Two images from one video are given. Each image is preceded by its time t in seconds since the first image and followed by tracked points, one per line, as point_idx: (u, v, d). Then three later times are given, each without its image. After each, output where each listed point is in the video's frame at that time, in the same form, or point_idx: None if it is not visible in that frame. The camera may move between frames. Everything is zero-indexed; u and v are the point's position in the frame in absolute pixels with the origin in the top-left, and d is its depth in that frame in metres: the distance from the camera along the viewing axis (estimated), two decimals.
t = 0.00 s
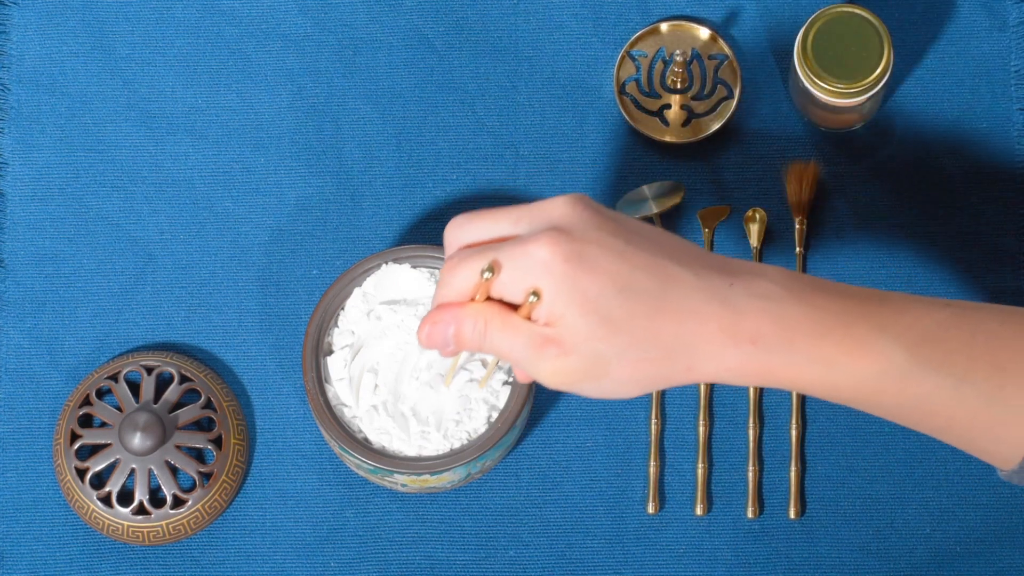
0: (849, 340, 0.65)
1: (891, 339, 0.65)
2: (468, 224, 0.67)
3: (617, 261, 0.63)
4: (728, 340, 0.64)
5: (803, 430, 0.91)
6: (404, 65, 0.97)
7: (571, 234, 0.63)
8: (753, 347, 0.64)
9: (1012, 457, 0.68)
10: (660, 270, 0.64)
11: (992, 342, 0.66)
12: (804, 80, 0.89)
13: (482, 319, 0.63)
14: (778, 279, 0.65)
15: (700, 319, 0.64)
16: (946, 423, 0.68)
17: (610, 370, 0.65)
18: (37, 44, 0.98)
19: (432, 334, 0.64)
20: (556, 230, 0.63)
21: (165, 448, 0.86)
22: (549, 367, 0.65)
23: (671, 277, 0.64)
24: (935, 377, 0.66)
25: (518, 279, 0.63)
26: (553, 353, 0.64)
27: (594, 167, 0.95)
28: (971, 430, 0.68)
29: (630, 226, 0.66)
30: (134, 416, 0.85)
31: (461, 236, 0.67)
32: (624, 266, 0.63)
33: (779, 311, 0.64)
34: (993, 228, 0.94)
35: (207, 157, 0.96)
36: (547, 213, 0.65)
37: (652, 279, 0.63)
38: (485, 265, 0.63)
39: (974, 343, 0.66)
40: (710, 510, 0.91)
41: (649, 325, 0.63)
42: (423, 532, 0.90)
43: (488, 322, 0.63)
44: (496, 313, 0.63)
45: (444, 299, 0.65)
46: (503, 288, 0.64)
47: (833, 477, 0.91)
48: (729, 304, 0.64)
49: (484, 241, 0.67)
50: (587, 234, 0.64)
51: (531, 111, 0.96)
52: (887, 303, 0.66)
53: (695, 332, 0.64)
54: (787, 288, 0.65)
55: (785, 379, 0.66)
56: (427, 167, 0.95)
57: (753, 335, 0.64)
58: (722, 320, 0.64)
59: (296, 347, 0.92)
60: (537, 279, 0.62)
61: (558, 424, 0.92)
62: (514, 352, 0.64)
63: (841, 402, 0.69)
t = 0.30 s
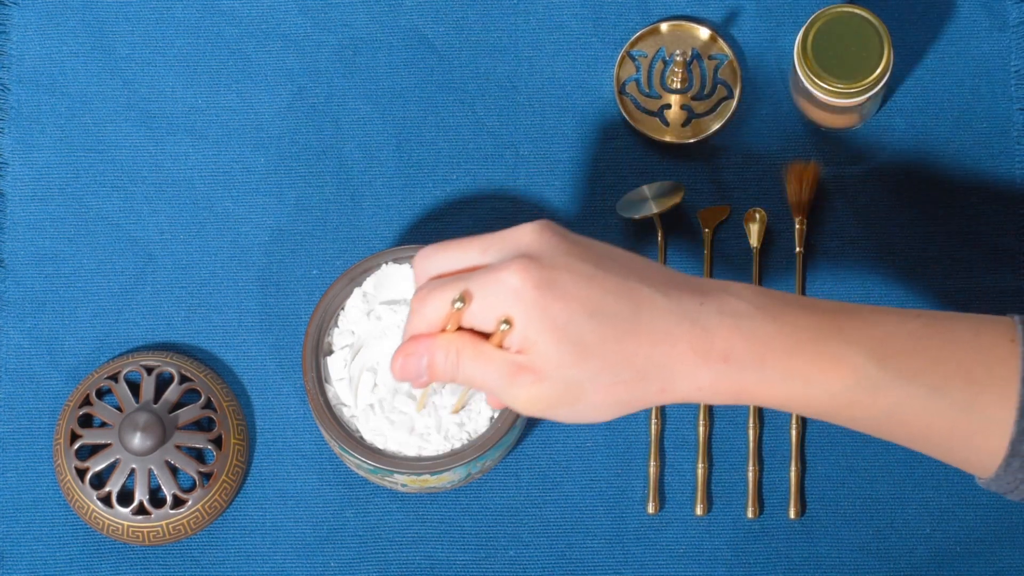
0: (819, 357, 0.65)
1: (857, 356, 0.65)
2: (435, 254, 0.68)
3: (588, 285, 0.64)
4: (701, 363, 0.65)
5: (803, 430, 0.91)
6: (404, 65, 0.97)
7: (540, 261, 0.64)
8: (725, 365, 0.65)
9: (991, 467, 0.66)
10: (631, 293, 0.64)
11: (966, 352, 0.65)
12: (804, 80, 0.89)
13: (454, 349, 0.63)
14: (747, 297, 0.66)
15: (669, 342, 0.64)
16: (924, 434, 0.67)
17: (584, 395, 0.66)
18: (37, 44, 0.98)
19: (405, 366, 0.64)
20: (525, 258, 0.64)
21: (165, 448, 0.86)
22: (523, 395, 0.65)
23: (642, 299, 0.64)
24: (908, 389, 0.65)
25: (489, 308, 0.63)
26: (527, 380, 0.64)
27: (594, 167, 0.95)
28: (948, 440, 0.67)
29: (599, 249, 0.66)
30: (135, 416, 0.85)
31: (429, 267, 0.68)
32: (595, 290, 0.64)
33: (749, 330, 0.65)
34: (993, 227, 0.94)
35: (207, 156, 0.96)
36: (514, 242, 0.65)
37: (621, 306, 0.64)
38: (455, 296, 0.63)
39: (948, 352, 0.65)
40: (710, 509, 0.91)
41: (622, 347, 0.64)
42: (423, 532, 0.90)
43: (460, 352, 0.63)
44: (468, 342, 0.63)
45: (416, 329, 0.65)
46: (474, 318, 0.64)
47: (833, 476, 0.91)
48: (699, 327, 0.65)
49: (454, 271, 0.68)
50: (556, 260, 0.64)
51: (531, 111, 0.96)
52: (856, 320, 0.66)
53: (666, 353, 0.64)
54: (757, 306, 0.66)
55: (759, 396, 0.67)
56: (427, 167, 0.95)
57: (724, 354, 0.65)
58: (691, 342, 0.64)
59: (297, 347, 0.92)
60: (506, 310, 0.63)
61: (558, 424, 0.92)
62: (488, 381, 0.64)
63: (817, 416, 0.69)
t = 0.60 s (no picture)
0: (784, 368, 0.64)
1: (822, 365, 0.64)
2: (395, 266, 0.68)
3: (546, 294, 0.64)
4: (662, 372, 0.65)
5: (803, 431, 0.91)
6: (404, 65, 0.97)
7: (500, 272, 0.64)
8: (685, 371, 0.65)
9: (956, 470, 0.64)
10: (590, 300, 0.64)
11: (927, 354, 0.63)
12: (804, 80, 0.89)
13: (416, 360, 0.63)
14: (706, 303, 0.66)
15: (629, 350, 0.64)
16: (889, 438, 0.65)
17: (547, 403, 0.66)
18: (37, 44, 0.98)
19: (367, 379, 0.63)
20: (486, 270, 0.63)
21: (165, 448, 0.86)
22: (487, 405, 0.65)
23: (600, 305, 0.64)
24: (870, 393, 0.64)
25: (451, 320, 0.63)
26: (490, 391, 0.64)
27: (594, 167, 0.95)
28: (913, 444, 0.65)
29: (560, 258, 0.66)
30: (135, 416, 0.85)
31: (389, 278, 0.68)
32: (554, 298, 0.64)
33: (708, 335, 0.64)
34: (993, 227, 0.94)
35: (207, 156, 0.96)
36: (476, 253, 0.65)
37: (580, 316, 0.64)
38: (416, 307, 0.63)
39: (908, 355, 0.64)
40: (710, 510, 0.91)
41: (582, 356, 0.64)
42: (422, 532, 0.90)
43: (422, 363, 0.63)
44: (430, 354, 0.63)
45: (378, 341, 0.65)
46: (436, 330, 0.64)
47: (833, 477, 0.91)
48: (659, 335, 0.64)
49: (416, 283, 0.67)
50: (517, 271, 0.64)
51: (531, 111, 0.96)
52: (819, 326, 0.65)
53: (628, 361, 0.64)
54: (716, 312, 0.65)
55: (724, 405, 0.66)
56: (427, 167, 0.95)
57: (686, 360, 0.64)
58: (651, 350, 0.64)
59: (297, 347, 0.92)
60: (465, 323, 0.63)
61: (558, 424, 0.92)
62: (451, 392, 0.64)
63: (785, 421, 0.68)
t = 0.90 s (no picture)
0: (762, 342, 0.64)
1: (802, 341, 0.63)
2: (375, 231, 0.66)
3: (525, 266, 0.64)
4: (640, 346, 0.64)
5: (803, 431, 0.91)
6: (404, 65, 0.97)
7: (479, 241, 0.64)
8: (662, 348, 0.64)
9: (933, 452, 0.64)
10: (569, 275, 0.64)
11: (906, 335, 0.64)
12: (804, 80, 0.89)
13: (393, 325, 0.64)
14: (686, 279, 0.65)
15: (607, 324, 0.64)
16: (865, 417, 0.65)
17: (522, 376, 0.65)
18: (37, 44, 0.98)
19: (344, 342, 0.65)
20: (465, 239, 0.63)
21: (165, 448, 0.86)
22: (463, 375, 0.65)
23: (579, 280, 0.64)
24: (849, 372, 0.63)
25: (429, 288, 0.63)
26: (466, 360, 0.64)
27: (594, 167, 0.95)
28: (889, 424, 0.65)
29: (540, 232, 0.66)
30: (135, 416, 0.85)
31: (368, 243, 0.67)
32: (533, 271, 0.63)
33: (687, 311, 0.64)
34: (993, 227, 0.94)
35: (207, 156, 0.96)
36: (455, 222, 0.65)
37: (559, 288, 0.63)
38: (394, 274, 0.63)
39: (888, 335, 0.64)
40: (710, 510, 0.91)
41: (559, 328, 0.63)
42: (422, 532, 0.90)
43: (399, 328, 0.64)
44: (406, 319, 0.63)
45: (355, 306, 0.65)
46: (413, 297, 0.64)
47: (833, 477, 0.91)
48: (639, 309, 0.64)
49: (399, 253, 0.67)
50: (497, 241, 0.64)
51: (531, 111, 0.96)
52: (800, 303, 0.65)
53: (606, 335, 0.64)
54: (696, 288, 0.65)
55: (701, 382, 0.66)
56: (427, 167, 0.95)
57: (662, 337, 0.64)
58: (630, 324, 0.64)
59: (297, 347, 0.92)
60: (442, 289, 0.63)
61: (558, 425, 0.92)
62: (426, 359, 0.64)
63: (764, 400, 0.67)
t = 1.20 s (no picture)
0: (770, 311, 0.65)
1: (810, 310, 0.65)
2: (391, 189, 0.68)
3: (539, 232, 0.65)
4: (649, 314, 0.66)
5: (803, 431, 0.91)
6: (404, 65, 0.97)
7: (493, 204, 0.65)
8: (672, 318, 0.66)
9: (943, 433, 0.64)
10: (583, 245, 0.65)
11: (918, 314, 0.64)
12: (804, 80, 0.89)
13: (404, 284, 0.64)
14: (700, 250, 0.67)
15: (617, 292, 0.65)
16: (874, 395, 0.66)
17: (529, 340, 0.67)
18: (38, 44, 0.98)
19: (354, 299, 0.66)
20: (479, 200, 0.65)
21: (165, 448, 0.86)
22: (471, 336, 0.67)
23: (593, 249, 0.65)
24: (858, 348, 0.64)
25: (441, 248, 0.64)
26: (475, 321, 0.65)
27: (594, 167, 0.95)
28: (898, 402, 0.65)
29: (557, 198, 0.67)
30: (135, 416, 0.85)
31: (384, 201, 0.68)
32: (546, 237, 0.65)
33: (699, 282, 0.65)
34: (993, 227, 0.93)
35: (207, 156, 0.96)
36: (469, 182, 0.66)
37: (570, 255, 0.65)
38: (407, 233, 0.65)
39: (900, 313, 0.64)
40: (710, 510, 0.91)
41: (569, 295, 0.65)
42: (422, 532, 0.90)
43: (410, 287, 0.65)
44: (417, 279, 0.64)
45: (367, 264, 0.67)
46: (425, 256, 0.65)
47: (834, 477, 0.91)
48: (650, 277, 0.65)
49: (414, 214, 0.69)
50: (510, 205, 0.65)
51: (531, 111, 0.96)
52: (811, 274, 0.66)
53: (616, 303, 0.66)
54: (709, 259, 0.66)
55: (708, 352, 0.67)
56: (427, 166, 0.95)
57: (672, 308, 0.65)
58: (639, 291, 0.65)
59: (297, 347, 0.93)
60: (454, 249, 0.64)
61: (558, 424, 0.92)
62: (435, 319, 0.66)
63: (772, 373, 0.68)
